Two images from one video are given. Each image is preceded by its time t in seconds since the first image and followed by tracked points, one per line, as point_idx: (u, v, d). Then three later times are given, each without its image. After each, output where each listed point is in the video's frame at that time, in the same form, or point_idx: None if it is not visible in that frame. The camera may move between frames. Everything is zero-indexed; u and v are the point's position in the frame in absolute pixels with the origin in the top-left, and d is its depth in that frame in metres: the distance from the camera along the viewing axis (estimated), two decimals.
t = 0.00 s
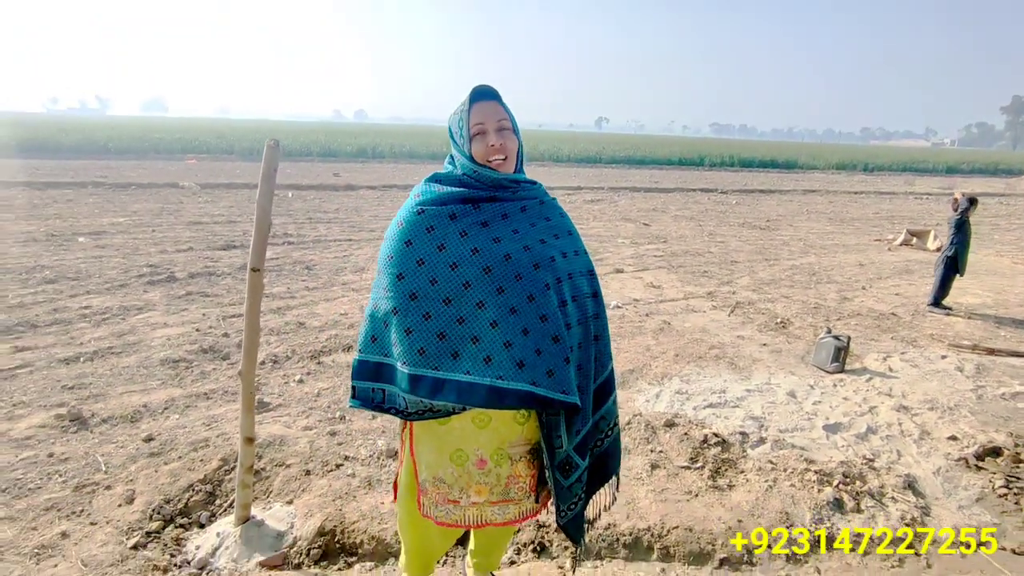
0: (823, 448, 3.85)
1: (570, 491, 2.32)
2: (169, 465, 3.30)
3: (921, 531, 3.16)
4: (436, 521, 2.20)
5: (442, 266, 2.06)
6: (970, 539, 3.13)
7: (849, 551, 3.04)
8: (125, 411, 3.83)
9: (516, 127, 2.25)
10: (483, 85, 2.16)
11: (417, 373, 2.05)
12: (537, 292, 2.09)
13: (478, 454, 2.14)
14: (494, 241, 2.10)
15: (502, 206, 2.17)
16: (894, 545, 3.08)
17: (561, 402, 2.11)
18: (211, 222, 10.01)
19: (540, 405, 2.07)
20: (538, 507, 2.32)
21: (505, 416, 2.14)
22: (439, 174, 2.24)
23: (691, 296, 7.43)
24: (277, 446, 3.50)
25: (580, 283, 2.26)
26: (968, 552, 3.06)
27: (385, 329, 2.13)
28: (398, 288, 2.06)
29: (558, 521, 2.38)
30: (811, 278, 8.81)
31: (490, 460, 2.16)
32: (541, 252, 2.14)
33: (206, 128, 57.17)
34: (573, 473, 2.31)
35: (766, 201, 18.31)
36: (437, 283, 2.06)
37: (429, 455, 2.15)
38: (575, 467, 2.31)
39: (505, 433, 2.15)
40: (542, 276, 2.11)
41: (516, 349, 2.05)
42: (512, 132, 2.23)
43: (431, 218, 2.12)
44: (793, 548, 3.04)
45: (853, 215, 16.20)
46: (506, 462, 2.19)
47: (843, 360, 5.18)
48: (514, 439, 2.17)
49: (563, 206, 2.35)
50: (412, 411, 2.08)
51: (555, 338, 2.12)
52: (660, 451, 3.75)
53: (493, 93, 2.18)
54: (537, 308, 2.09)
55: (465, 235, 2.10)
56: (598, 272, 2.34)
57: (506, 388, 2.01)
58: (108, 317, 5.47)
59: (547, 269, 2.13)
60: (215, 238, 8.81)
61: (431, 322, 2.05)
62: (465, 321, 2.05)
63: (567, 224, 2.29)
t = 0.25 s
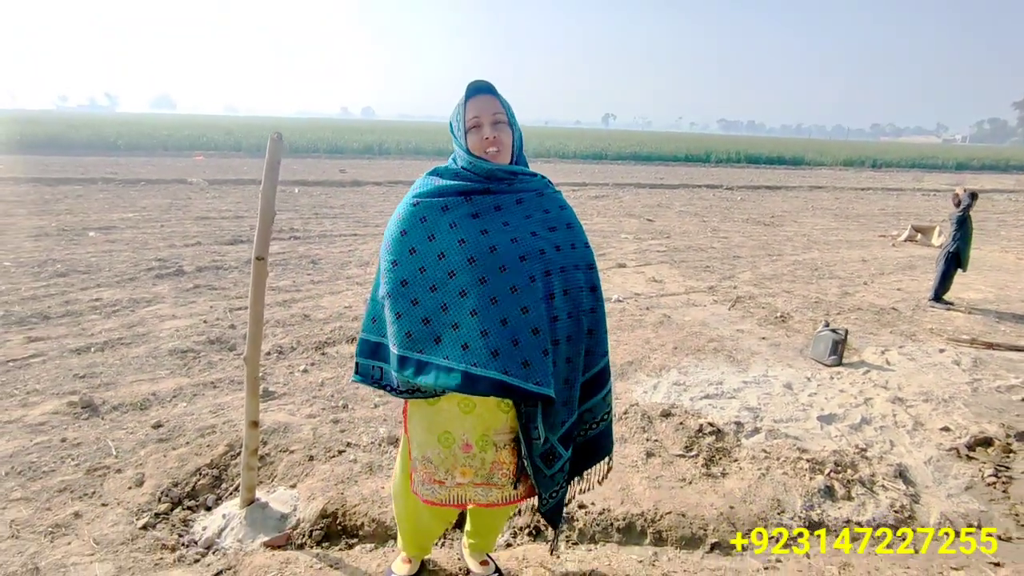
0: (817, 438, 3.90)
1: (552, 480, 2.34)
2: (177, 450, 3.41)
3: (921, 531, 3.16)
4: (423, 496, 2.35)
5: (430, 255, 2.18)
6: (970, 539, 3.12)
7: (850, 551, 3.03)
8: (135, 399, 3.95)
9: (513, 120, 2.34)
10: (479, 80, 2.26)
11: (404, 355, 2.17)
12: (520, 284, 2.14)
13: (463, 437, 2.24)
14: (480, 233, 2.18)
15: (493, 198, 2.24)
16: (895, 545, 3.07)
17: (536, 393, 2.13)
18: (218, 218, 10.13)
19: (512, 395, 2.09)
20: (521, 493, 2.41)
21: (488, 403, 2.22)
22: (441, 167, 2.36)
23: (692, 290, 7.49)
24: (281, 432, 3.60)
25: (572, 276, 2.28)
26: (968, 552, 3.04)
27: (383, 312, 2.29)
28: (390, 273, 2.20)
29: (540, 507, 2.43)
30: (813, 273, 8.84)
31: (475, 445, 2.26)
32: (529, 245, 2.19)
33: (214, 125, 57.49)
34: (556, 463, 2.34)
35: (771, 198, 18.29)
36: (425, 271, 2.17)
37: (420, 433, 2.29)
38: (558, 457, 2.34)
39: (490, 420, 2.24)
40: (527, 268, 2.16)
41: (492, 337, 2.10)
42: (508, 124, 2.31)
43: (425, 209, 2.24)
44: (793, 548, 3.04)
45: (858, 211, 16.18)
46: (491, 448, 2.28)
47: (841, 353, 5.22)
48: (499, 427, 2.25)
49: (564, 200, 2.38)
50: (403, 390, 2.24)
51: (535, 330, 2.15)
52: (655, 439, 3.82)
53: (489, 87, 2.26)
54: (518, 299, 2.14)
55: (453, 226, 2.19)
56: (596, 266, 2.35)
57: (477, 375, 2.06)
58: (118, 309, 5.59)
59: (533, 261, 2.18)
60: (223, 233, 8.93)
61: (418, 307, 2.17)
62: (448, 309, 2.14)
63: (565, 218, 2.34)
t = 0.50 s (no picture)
0: (815, 434, 3.92)
1: (543, 479, 2.39)
2: (181, 445, 3.45)
3: (921, 531, 3.16)
4: (417, 487, 2.42)
5: (427, 253, 2.27)
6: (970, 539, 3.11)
7: (849, 550, 3.03)
8: (139, 394, 3.99)
9: (513, 119, 2.34)
10: (478, 81, 2.27)
11: (401, 348, 2.28)
12: (511, 282, 2.19)
13: (456, 433, 2.29)
14: (474, 231, 2.22)
15: (489, 197, 2.27)
16: (894, 545, 3.07)
17: (522, 391, 2.17)
18: (221, 215, 10.18)
19: (496, 393, 2.12)
20: (513, 493, 2.44)
21: (480, 400, 2.25)
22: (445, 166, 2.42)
23: (693, 288, 7.51)
24: (283, 428, 3.64)
25: (568, 276, 2.28)
26: (968, 552, 3.03)
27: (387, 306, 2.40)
28: (391, 270, 2.31)
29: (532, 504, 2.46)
30: (814, 271, 8.85)
31: (467, 441, 2.30)
32: (522, 244, 2.21)
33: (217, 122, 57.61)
34: (548, 461, 2.38)
35: (774, 195, 18.27)
36: (422, 268, 2.26)
37: (416, 425, 2.36)
38: (551, 455, 2.38)
39: (482, 417, 2.27)
40: (519, 267, 2.19)
41: (481, 335, 2.15)
42: (509, 123, 2.32)
43: (426, 208, 2.33)
44: (793, 547, 3.05)
45: (861, 208, 16.15)
46: (483, 445, 2.31)
47: (841, 350, 5.24)
48: (491, 424, 2.28)
49: (566, 197, 2.35)
50: (402, 381, 2.34)
51: (524, 329, 2.19)
52: (654, 436, 3.85)
53: (489, 87, 2.27)
54: (508, 298, 2.18)
55: (449, 225, 2.26)
56: (596, 265, 2.34)
57: (462, 371, 2.11)
58: (123, 305, 5.64)
59: (526, 260, 2.20)
60: (226, 230, 8.97)
61: (415, 303, 2.26)
62: (442, 306, 2.22)
63: (567, 216, 2.31)
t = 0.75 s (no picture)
0: (816, 434, 3.91)
1: (540, 480, 2.39)
2: (182, 442, 3.46)
3: (922, 531, 3.15)
4: (415, 487, 2.42)
5: (425, 252, 2.28)
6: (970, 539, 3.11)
7: (849, 550, 3.03)
8: (141, 391, 4.00)
9: (515, 120, 2.36)
10: (479, 81, 2.28)
11: (398, 347, 2.28)
12: (506, 283, 2.18)
13: (453, 433, 2.28)
14: (471, 231, 2.22)
15: (487, 198, 2.27)
16: (894, 545, 3.07)
17: (514, 393, 2.15)
18: (223, 212, 10.18)
19: (487, 394, 2.11)
20: (511, 494, 2.43)
21: (476, 400, 2.24)
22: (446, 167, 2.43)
23: (694, 286, 7.51)
24: (284, 425, 3.65)
25: (565, 278, 2.27)
26: (968, 552, 3.03)
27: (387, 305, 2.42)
28: (390, 268, 2.33)
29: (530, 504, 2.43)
30: (816, 270, 8.84)
31: (464, 441, 2.29)
32: (518, 245, 2.20)
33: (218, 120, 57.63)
34: (546, 463, 2.37)
35: (776, 194, 18.25)
36: (420, 267, 2.27)
37: (414, 424, 2.36)
38: (548, 457, 2.37)
39: (478, 417, 2.26)
40: (514, 268, 2.19)
41: (474, 335, 2.14)
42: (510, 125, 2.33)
43: (426, 208, 2.35)
44: (793, 547, 3.05)
45: (863, 207, 16.13)
46: (479, 445, 2.30)
47: (842, 350, 5.23)
48: (487, 425, 2.27)
49: (566, 199, 2.34)
50: (399, 380, 2.35)
51: (518, 330, 2.18)
52: (655, 434, 3.85)
53: (491, 87, 2.29)
54: (503, 299, 2.18)
55: (447, 224, 2.27)
56: (594, 267, 2.33)
57: (454, 371, 2.10)
58: (124, 302, 5.65)
59: (521, 261, 2.20)
60: (227, 227, 8.98)
61: (412, 302, 2.27)
62: (437, 305, 2.22)
63: (565, 217, 2.30)
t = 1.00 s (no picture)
0: (818, 435, 3.90)
1: (542, 484, 2.40)
2: (182, 441, 3.45)
3: (921, 531, 3.15)
4: (417, 488, 2.41)
5: (423, 253, 2.26)
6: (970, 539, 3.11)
7: (850, 551, 3.03)
8: (141, 390, 3.99)
9: (513, 119, 2.34)
10: (478, 79, 2.26)
11: (396, 349, 2.27)
12: (504, 283, 2.17)
13: (454, 435, 2.27)
14: (469, 232, 2.21)
15: (484, 197, 2.25)
16: (895, 545, 3.07)
17: (513, 394, 2.13)
18: (223, 211, 10.17)
19: (486, 395, 2.10)
20: (514, 494, 2.43)
21: (476, 401, 2.22)
22: (443, 167, 2.42)
23: (695, 286, 7.49)
24: (284, 424, 3.63)
25: (564, 278, 2.26)
26: (968, 552, 3.03)
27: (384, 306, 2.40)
28: (388, 270, 2.32)
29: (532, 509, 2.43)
30: (817, 270, 8.83)
31: (465, 442, 2.28)
32: (517, 245, 2.19)
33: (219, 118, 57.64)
34: (548, 466, 2.39)
35: (776, 194, 18.24)
36: (418, 267, 2.26)
37: (414, 426, 2.34)
38: (551, 461, 2.39)
39: (479, 418, 2.25)
40: (512, 268, 2.18)
41: (473, 336, 2.13)
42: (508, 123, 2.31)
43: (423, 208, 2.33)
44: (793, 547, 3.04)
45: (864, 208, 16.11)
46: (481, 446, 2.29)
47: (844, 351, 5.22)
48: (488, 425, 2.26)
49: (565, 198, 2.33)
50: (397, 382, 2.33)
51: (517, 331, 2.16)
52: (656, 435, 3.84)
53: (490, 86, 2.27)
54: (502, 299, 2.17)
55: (445, 225, 2.25)
56: (593, 267, 2.31)
57: (453, 372, 2.09)
58: (124, 300, 5.63)
59: (520, 261, 2.19)
60: (228, 226, 8.96)
61: (410, 303, 2.26)
62: (435, 306, 2.21)
63: (563, 216, 2.28)
